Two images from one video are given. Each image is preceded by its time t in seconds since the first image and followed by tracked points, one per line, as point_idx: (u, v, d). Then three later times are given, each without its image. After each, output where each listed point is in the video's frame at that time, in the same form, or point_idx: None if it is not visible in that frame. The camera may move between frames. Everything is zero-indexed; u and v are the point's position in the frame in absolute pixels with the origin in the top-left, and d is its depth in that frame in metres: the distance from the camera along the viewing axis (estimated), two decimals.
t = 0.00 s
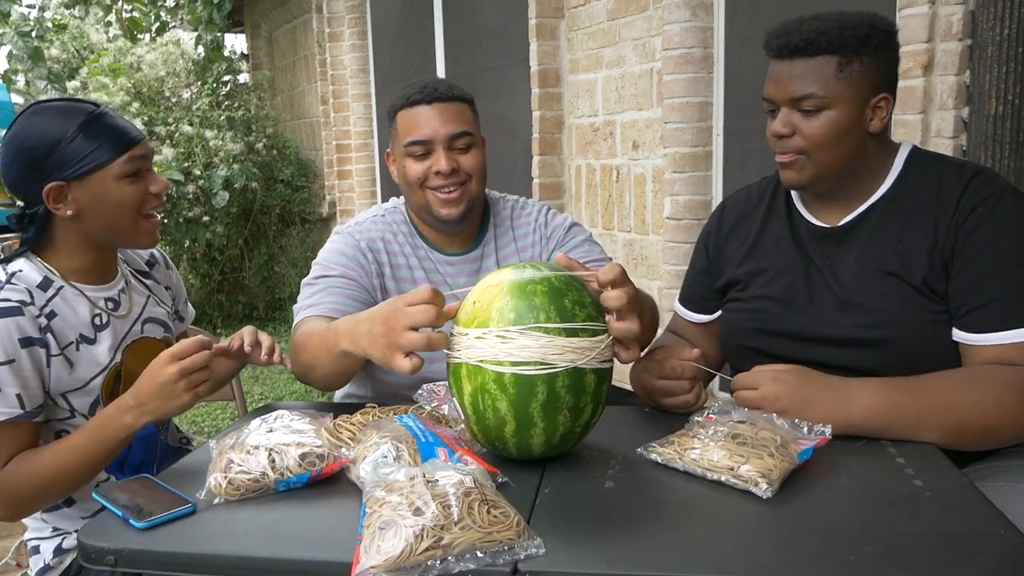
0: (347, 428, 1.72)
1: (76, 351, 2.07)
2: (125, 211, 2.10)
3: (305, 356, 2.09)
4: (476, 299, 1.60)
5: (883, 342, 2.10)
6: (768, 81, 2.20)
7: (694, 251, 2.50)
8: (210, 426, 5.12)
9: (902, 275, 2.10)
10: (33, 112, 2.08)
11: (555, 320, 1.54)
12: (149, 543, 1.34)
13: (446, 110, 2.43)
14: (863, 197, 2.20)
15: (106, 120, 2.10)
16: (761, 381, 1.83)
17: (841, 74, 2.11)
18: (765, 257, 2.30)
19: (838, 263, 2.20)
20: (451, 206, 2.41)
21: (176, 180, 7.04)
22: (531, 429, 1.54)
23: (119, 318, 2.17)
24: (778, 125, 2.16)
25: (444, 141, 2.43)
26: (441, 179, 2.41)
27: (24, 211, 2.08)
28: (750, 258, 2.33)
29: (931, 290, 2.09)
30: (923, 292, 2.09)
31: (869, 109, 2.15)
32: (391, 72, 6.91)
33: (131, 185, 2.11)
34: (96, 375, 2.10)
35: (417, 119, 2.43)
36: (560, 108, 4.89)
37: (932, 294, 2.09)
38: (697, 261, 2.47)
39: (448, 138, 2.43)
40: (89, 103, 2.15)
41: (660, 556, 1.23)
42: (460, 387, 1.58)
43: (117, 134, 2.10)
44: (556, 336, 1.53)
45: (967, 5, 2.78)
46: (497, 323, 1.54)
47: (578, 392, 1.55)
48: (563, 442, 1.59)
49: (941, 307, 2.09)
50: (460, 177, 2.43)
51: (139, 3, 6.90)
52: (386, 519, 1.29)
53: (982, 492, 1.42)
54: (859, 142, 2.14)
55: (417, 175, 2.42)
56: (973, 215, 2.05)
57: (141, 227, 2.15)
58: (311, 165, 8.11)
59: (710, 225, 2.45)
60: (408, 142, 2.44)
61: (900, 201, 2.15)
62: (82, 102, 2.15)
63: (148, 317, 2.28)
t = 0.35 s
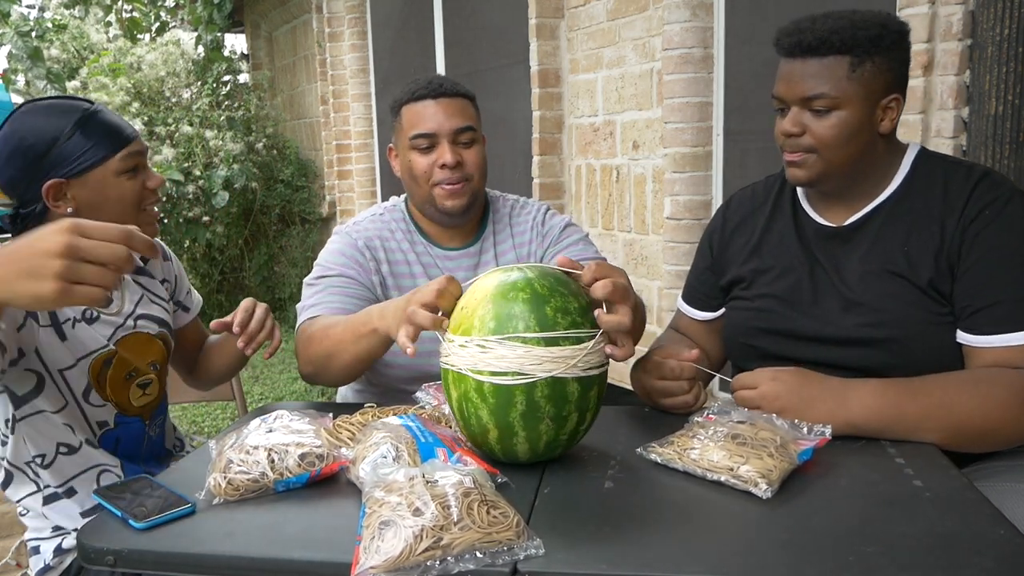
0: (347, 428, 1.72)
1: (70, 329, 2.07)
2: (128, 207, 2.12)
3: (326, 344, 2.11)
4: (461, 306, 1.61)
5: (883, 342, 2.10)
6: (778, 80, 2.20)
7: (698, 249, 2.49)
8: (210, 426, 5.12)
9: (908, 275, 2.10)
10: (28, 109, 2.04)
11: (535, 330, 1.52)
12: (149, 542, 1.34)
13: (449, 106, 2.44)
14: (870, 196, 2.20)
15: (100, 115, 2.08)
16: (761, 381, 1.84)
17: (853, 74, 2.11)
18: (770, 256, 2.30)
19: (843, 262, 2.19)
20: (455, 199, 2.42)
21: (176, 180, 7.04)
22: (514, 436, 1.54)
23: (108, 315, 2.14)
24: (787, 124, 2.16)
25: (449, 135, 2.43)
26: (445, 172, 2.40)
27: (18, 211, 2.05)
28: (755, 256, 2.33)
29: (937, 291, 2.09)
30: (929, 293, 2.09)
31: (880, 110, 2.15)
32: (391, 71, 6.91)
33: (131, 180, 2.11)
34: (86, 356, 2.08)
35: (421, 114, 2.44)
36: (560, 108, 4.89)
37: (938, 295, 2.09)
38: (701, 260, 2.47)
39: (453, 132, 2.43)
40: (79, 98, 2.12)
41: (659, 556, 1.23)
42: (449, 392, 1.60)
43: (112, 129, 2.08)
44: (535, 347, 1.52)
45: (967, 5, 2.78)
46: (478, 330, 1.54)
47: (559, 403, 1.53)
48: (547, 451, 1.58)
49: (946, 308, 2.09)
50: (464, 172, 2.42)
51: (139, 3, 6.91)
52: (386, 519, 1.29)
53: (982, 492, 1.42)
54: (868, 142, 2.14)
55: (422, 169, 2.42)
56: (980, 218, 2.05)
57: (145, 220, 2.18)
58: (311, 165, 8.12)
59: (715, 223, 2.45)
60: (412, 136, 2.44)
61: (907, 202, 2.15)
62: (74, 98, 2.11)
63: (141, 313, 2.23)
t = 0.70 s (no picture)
0: (348, 429, 1.72)
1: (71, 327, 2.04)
2: (136, 210, 2.11)
3: (317, 350, 2.10)
4: (479, 317, 1.55)
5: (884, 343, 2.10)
6: (783, 78, 2.21)
7: (701, 248, 2.49)
8: (210, 426, 5.12)
9: (913, 276, 2.10)
10: (36, 112, 2.02)
11: (570, 334, 1.53)
12: (149, 543, 1.34)
13: (449, 109, 2.43)
14: (872, 197, 2.20)
15: (110, 121, 2.07)
16: (764, 381, 1.83)
17: (858, 74, 2.11)
18: (774, 257, 2.30)
19: (845, 262, 2.19)
20: (453, 202, 2.42)
21: (175, 180, 7.04)
22: (551, 445, 1.54)
23: (107, 319, 2.12)
24: (792, 122, 2.17)
25: (448, 139, 2.43)
26: (442, 176, 2.41)
27: (22, 214, 2.04)
28: (759, 256, 2.33)
29: (942, 292, 2.09)
30: (933, 294, 2.09)
31: (884, 111, 2.15)
32: (391, 72, 6.91)
33: (139, 187, 2.11)
34: (86, 356, 2.05)
35: (421, 116, 2.43)
36: (560, 108, 4.89)
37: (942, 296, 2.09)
38: (704, 260, 2.47)
39: (452, 135, 2.43)
40: (88, 102, 2.11)
41: (661, 556, 1.23)
42: (469, 407, 1.54)
43: (121, 136, 2.08)
44: (573, 352, 1.52)
45: (967, 5, 2.78)
46: (510, 341, 1.51)
47: (593, 403, 1.56)
48: (572, 454, 1.60)
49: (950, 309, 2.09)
50: (461, 175, 2.43)
51: (138, 3, 6.91)
52: (388, 519, 1.29)
53: (984, 492, 1.42)
54: (872, 144, 2.14)
55: (420, 171, 2.42)
56: (985, 219, 2.05)
57: (150, 225, 2.16)
58: (311, 165, 8.12)
59: (718, 222, 2.45)
60: (412, 138, 2.44)
61: (911, 203, 2.15)
62: (82, 103, 2.10)
63: (140, 317, 2.22)
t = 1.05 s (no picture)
0: (348, 428, 1.72)
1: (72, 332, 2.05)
2: (134, 202, 2.10)
3: (317, 359, 2.14)
4: (480, 312, 1.55)
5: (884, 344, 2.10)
6: (788, 77, 2.21)
7: (704, 248, 2.49)
8: (210, 426, 5.12)
9: (914, 276, 2.10)
10: (28, 112, 2.02)
11: (571, 329, 1.53)
12: (149, 543, 1.34)
13: (457, 110, 2.43)
14: (875, 197, 2.20)
15: (100, 115, 2.06)
16: (764, 381, 1.83)
17: (862, 75, 2.11)
18: (776, 256, 2.30)
19: (847, 262, 2.20)
20: (459, 203, 2.43)
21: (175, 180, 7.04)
22: (552, 441, 1.54)
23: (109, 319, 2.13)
24: (795, 121, 2.17)
25: (455, 140, 2.43)
26: (448, 177, 2.42)
27: (23, 216, 2.03)
28: (762, 255, 2.33)
29: (943, 293, 2.09)
30: (935, 295, 2.09)
31: (888, 112, 2.16)
32: (391, 72, 6.92)
33: (136, 178, 2.10)
34: (87, 358, 2.06)
35: (429, 117, 2.43)
36: (560, 108, 4.89)
37: (944, 297, 2.09)
38: (707, 259, 2.47)
39: (459, 137, 2.43)
40: (77, 99, 2.10)
41: (661, 556, 1.23)
42: (470, 403, 1.54)
43: (112, 128, 2.07)
44: (574, 347, 1.53)
45: (967, 5, 2.78)
46: (511, 335, 1.51)
47: (594, 399, 1.56)
48: (572, 452, 1.60)
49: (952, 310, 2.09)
50: (467, 176, 2.43)
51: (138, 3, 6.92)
52: (388, 519, 1.29)
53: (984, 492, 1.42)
54: (875, 145, 2.15)
55: (426, 171, 2.43)
56: (987, 220, 2.05)
57: (150, 217, 2.16)
58: (311, 165, 8.12)
59: (720, 221, 2.44)
60: (419, 139, 2.44)
61: (914, 204, 2.15)
62: (71, 99, 2.09)
63: (143, 317, 2.23)
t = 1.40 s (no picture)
0: (349, 428, 1.72)
1: (69, 345, 2.04)
2: (141, 212, 2.11)
3: (328, 362, 2.15)
4: (480, 314, 1.55)
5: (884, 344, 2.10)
6: (797, 74, 2.21)
7: (709, 242, 2.50)
8: (210, 426, 5.12)
9: (918, 272, 2.10)
10: (41, 115, 2.02)
11: (571, 331, 1.53)
12: (150, 543, 1.34)
13: (450, 108, 2.43)
14: (882, 195, 2.20)
15: (115, 123, 2.07)
16: (764, 383, 1.84)
17: (871, 71, 2.11)
18: (781, 253, 2.30)
19: (853, 259, 2.20)
20: (453, 198, 2.43)
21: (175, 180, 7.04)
22: (551, 442, 1.54)
23: (109, 323, 2.13)
24: (805, 118, 2.17)
25: (447, 139, 2.43)
26: (440, 173, 2.42)
27: (29, 216, 2.03)
28: (768, 252, 2.33)
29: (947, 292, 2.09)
30: (939, 292, 2.09)
31: (897, 107, 2.16)
32: (391, 72, 6.92)
33: (146, 188, 2.11)
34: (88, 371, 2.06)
35: (422, 115, 2.43)
36: (560, 107, 4.89)
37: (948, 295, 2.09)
38: (712, 256, 2.47)
39: (450, 135, 2.43)
40: (91, 104, 2.10)
41: (661, 557, 1.23)
42: (470, 405, 1.55)
43: (125, 137, 2.07)
44: (573, 349, 1.53)
45: (967, 5, 2.78)
46: (510, 337, 1.51)
47: (593, 401, 1.56)
48: (573, 452, 1.60)
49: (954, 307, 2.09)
50: (460, 171, 2.43)
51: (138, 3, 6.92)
52: (389, 519, 1.29)
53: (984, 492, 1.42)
54: (885, 141, 2.15)
55: (418, 169, 2.43)
56: (991, 219, 2.05)
57: (154, 226, 2.16)
58: (311, 165, 8.12)
59: (725, 220, 2.46)
60: (412, 137, 2.45)
61: (920, 201, 2.15)
62: (86, 104, 2.09)
63: (142, 319, 2.24)
